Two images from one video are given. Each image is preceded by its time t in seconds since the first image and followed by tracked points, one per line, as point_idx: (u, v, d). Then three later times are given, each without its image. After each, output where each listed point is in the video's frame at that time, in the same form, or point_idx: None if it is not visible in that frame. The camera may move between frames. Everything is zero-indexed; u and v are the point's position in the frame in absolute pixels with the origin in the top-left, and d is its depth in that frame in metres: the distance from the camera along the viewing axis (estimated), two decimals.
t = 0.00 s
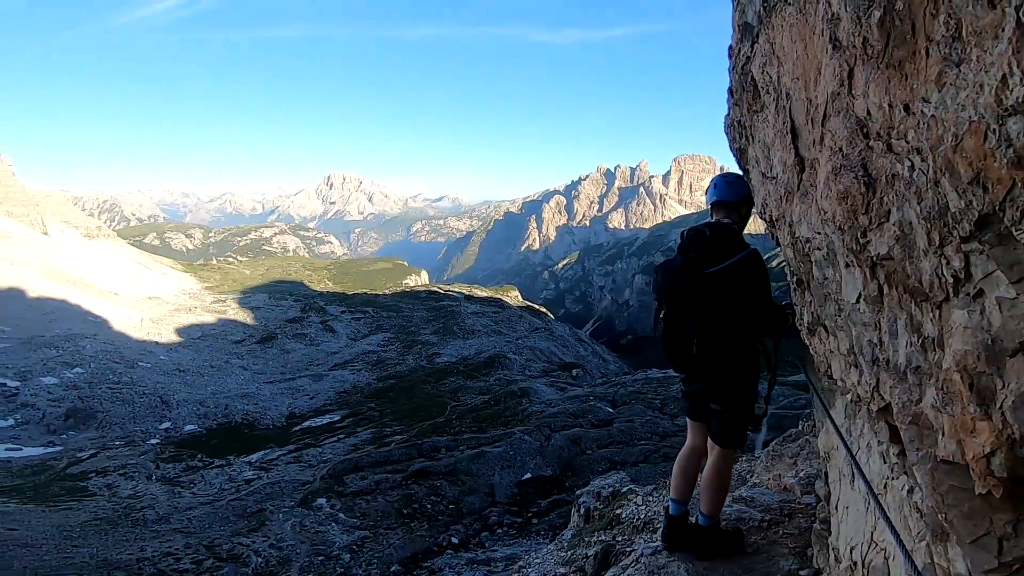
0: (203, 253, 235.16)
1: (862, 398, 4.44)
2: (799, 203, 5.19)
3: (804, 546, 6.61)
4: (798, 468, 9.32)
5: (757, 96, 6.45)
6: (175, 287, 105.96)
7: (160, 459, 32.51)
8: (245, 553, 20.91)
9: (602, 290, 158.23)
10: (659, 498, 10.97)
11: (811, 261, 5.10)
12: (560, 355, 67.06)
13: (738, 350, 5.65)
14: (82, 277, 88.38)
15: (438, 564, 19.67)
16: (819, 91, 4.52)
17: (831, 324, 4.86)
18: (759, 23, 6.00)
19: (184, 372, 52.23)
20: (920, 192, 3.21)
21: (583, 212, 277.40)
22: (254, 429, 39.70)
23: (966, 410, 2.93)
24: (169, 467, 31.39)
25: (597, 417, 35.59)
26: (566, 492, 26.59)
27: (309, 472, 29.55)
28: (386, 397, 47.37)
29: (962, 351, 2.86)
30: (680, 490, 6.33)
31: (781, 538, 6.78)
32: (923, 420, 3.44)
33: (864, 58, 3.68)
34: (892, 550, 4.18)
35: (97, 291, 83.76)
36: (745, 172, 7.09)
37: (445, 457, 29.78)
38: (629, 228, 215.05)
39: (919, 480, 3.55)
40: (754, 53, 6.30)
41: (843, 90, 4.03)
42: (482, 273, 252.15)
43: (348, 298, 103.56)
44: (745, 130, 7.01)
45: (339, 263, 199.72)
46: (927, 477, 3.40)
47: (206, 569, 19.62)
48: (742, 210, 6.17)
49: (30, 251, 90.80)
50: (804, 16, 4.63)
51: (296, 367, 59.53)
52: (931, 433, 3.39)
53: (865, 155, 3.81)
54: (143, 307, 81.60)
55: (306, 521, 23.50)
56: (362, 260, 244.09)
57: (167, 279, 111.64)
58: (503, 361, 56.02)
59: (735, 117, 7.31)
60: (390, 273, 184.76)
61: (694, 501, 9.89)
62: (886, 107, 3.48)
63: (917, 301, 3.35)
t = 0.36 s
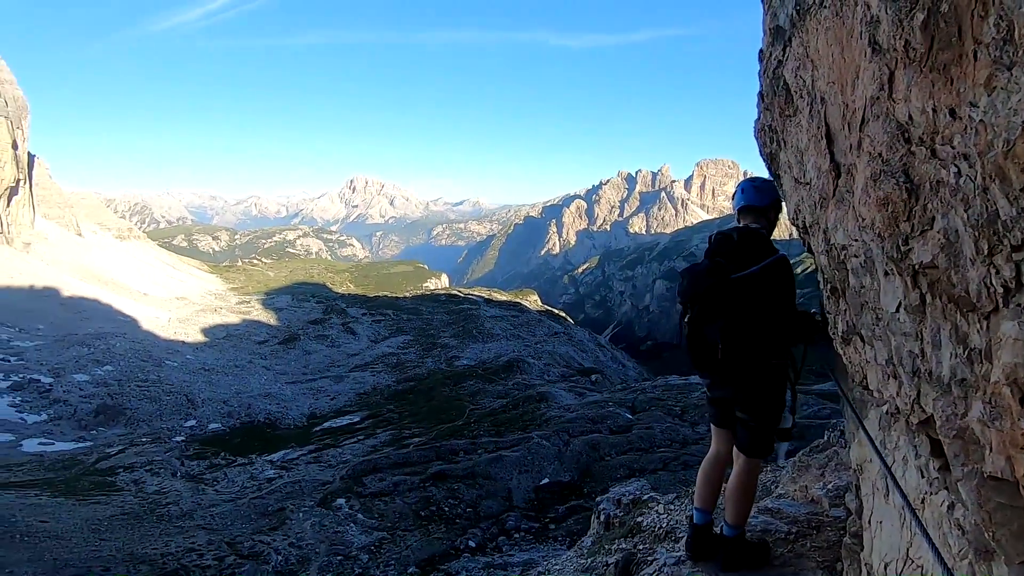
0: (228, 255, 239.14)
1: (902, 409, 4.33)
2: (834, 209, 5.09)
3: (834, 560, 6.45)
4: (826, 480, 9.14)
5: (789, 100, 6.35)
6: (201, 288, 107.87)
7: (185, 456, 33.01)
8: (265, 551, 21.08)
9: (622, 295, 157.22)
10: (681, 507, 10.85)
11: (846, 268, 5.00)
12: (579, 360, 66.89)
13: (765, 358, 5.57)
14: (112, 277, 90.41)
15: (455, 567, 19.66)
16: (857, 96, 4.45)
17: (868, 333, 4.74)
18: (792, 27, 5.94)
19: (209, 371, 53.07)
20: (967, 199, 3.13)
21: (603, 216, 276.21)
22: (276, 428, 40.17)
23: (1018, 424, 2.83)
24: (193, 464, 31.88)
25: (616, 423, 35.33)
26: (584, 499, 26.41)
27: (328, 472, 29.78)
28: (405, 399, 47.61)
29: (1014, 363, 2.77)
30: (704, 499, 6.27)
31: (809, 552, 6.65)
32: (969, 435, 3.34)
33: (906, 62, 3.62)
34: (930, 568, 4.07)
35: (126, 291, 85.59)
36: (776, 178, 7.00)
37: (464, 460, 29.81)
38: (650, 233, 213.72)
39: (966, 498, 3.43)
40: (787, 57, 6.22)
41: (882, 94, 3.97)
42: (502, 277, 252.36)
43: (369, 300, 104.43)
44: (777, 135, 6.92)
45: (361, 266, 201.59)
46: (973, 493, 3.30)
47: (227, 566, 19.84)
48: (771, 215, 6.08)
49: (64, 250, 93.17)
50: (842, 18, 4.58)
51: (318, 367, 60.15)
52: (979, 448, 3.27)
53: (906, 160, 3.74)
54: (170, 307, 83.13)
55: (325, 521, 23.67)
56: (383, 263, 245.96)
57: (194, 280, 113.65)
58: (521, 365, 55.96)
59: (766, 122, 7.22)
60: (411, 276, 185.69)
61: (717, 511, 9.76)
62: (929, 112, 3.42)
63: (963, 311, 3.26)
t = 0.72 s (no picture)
0: (245, 255, 241.81)
1: (932, 419, 4.31)
2: (862, 215, 5.09)
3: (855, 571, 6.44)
4: (846, 489, 9.08)
5: (814, 104, 6.33)
6: (218, 288, 109.14)
7: (202, 454, 33.43)
8: (279, 550, 21.27)
9: (636, 298, 156.54)
10: (697, 513, 10.82)
11: (876, 274, 4.98)
12: (593, 363, 66.73)
13: (784, 364, 5.57)
14: (132, 277, 91.72)
15: (466, 569, 19.73)
16: (886, 101, 4.48)
17: (896, 341, 4.73)
18: (817, 30, 5.96)
19: (226, 371, 53.66)
20: (1002, 208, 3.14)
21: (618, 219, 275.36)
22: (290, 428, 40.51)
23: None
24: (210, 462, 32.24)
25: (630, 427, 35.20)
26: (596, 503, 26.32)
27: (342, 472, 29.96)
28: (418, 400, 47.76)
29: None
30: (722, 507, 6.27)
31: (829, 562, 6.64)
32: (1005, 447, 3.34)
33: (937, 67, 3.66)
34: None
35: (146, 291, 86.86)
36: (801, 182, 6.98)
37: (476, 462, 29.88)
38: (665, 236, 212.49)
39: (1001, 509, 3.43)
40: (813, 59, 6.21)
41: (915, 98, 4.00)
42: (515, 280, 252.45)
43: (383, 302, 104.91)
44: (801, 140, 6.91)
45: (376, 267, 202.56)
46: (1010, 506, 3.30)
47: (242, 564, 20.05)
48: (791, 220, 6.07)
49: (86, 250, 94.70)
50: (870, 22, 4.62)
51: (332, 368, 60.59)
52: (1017, 460, 3.26)
53: (940, 166, 3.77)
54: (188, 307, 84.10)
55: (338, 521, 23.86)
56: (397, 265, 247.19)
57: (212, 280, 115.02)
58: (535, 368, 55.94)
59: (789, 125, 7.21)
60: (425, 278, 186.43)
61: (734, 518, 9.74)
62: (965, 116, 3.46)
63: (1000, 319, 3.28)
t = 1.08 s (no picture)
0: (258, 256, 243.50)
1: (964, 421, 4.34)
2: (891, 214, 5.11)
3: None
4: (866, 493, 9.07)
5: (838, 102, 6.35)
6: (232, 289, 110.14)
7: (215, 454, 33.75)
8: (291, 549, 21.43)
9: (647, 299, 155.96)
10: (711, 516, 10.83)
11: (904, 274, 5.00)
12: (604, 365, 66.59)
13: (801, 365, 5.60)
14: (147, 278, 92.78)
15: (476, 570, 19.81)
16: (916, 98, 4.52)
17: (926, 342, 4.75)
18: (841, 28, 5.99)
19: (239, 371, 54.12)
20: None
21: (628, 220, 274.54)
22: (302, 428, 40.79)
23: None
24: (223, 461, 32.54)
25: (640, 429, 35.12)
26: (606, 505, 26.31)
27: (353, 472, 30.14)
28: (429, 401, 47.87)
29: None
30: (738, 510, 6.33)
31: (850, 567, 6.65)
32: None
33: (972, 64, 3.69)
34: None
35: (161, 292, 87.84)
36: (825, 181, 7.00)
37: (486, 463, 29.97)
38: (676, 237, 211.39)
39: None
40: (836, 58, 6.24)
41: (946, 95, 4.04)
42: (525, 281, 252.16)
43: (394, 303, 105.26)
44: (824, 138, 6.94)
45: (386, 268, 203.20)
46: None
47: (254, 563, 20.24)
48: (810, 220, 6.11)
49: (102, 251, 95.96)
50: (898, 20, 4.66)
51: (343, 369, 60.91)
52: None
53: (975, 164, 3.80)
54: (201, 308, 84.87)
55: (349, 521, 24.02)
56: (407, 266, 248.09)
57: (225, 281, 116.00)
58: (545, 369, 55.91)
59: (812, 124, 7.23)
60: (435, 279, 186.94)
61: (751, 522, 9.75)
62: (1001, 114, 3.49)
63: None
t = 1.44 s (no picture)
0: (271, 259, 245.77)
1: (1005, 425, 4.34)
2: (926, 217, 5.13)
3: None
4: (890, 499, 9.03)
5: (866, 102, 6.37)
6: (246, 292, 111.13)
7: (230, 455, 34.08)
8: (304, 550, 21.60)
9: (658, 301, 155.24)
10: (730, 521, 10.84)
11: (940, 276, 5.01)
12: (615, 367, 66.44)
13: (823, 367, 5.62)
14: (163, 281, 94.00)
15: (489, 572, 19.88)
16: (953, 99, 4.55)
17: (963, 346, 4.76)
18: (870, 28, 6.02)
19: (253, 373, 54.63)
20: None
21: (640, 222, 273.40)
22: (315, 430, 41.07)
23: None
24: (238, 462, 32.85)
25: (653, 432, 35.02)
26: (618, 508, 26.24)
27: (366, 474, 30.32)
28: (441, 403, 47.98)
29: None
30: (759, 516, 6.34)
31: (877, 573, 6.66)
32: None
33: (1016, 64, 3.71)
34: None
35: (177, 295, 88.84)
36: (855, 182, 7.00)
37: (498, 465, 30.04)
38: (688, 238, 210.31)
39: None
40: (865, 58, 6.26)
41: (986, 96, 4.06)
42: (536, 283, 251.73)
43: (406, 305, 105.64)
44: (852, 139, 6.94)
45: (398, 270, 204.00)
46: None
47: (268, 563, 20.43)
48: (832, 220, 6.14)
49: (120, 255, 97.41)
50: (933, 20, 4.70)
51: (356, 370, 61.25)
52: None
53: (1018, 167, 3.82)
54: (216, 311, 85.76)
55: (362, 522, 24.17)
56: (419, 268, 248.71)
57: (239, 284, 117.10)
58: (557, 371, 55.87)
59: (839, 125, 7.24)
60: (447, 281, 187.32)
61: (772, 527, 9.74)
62: None
63: None
